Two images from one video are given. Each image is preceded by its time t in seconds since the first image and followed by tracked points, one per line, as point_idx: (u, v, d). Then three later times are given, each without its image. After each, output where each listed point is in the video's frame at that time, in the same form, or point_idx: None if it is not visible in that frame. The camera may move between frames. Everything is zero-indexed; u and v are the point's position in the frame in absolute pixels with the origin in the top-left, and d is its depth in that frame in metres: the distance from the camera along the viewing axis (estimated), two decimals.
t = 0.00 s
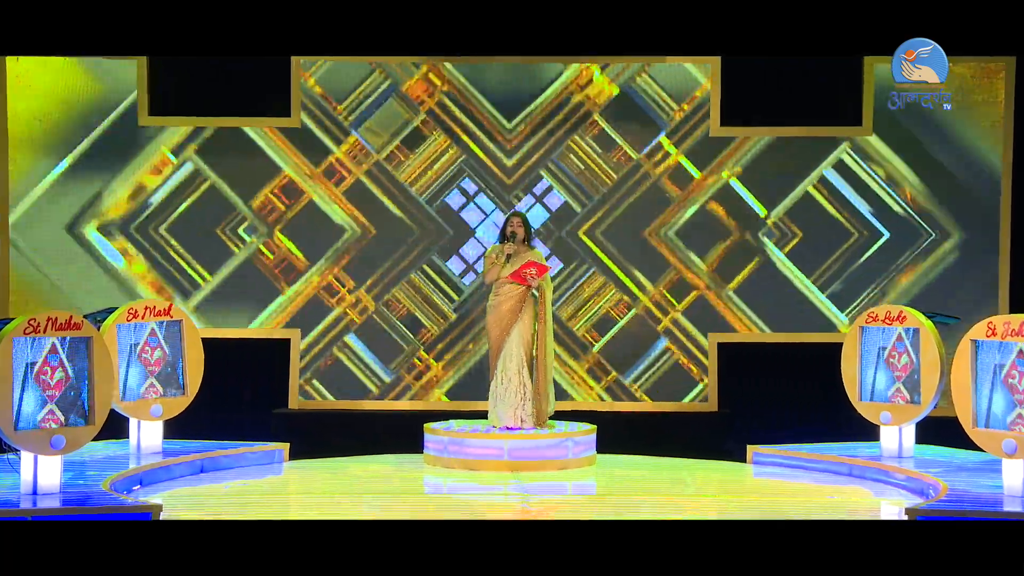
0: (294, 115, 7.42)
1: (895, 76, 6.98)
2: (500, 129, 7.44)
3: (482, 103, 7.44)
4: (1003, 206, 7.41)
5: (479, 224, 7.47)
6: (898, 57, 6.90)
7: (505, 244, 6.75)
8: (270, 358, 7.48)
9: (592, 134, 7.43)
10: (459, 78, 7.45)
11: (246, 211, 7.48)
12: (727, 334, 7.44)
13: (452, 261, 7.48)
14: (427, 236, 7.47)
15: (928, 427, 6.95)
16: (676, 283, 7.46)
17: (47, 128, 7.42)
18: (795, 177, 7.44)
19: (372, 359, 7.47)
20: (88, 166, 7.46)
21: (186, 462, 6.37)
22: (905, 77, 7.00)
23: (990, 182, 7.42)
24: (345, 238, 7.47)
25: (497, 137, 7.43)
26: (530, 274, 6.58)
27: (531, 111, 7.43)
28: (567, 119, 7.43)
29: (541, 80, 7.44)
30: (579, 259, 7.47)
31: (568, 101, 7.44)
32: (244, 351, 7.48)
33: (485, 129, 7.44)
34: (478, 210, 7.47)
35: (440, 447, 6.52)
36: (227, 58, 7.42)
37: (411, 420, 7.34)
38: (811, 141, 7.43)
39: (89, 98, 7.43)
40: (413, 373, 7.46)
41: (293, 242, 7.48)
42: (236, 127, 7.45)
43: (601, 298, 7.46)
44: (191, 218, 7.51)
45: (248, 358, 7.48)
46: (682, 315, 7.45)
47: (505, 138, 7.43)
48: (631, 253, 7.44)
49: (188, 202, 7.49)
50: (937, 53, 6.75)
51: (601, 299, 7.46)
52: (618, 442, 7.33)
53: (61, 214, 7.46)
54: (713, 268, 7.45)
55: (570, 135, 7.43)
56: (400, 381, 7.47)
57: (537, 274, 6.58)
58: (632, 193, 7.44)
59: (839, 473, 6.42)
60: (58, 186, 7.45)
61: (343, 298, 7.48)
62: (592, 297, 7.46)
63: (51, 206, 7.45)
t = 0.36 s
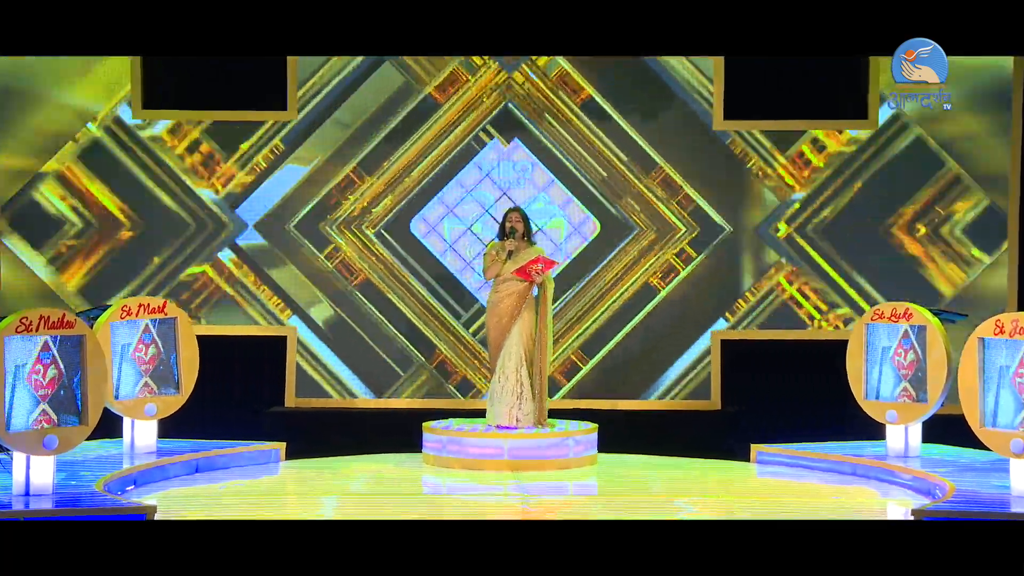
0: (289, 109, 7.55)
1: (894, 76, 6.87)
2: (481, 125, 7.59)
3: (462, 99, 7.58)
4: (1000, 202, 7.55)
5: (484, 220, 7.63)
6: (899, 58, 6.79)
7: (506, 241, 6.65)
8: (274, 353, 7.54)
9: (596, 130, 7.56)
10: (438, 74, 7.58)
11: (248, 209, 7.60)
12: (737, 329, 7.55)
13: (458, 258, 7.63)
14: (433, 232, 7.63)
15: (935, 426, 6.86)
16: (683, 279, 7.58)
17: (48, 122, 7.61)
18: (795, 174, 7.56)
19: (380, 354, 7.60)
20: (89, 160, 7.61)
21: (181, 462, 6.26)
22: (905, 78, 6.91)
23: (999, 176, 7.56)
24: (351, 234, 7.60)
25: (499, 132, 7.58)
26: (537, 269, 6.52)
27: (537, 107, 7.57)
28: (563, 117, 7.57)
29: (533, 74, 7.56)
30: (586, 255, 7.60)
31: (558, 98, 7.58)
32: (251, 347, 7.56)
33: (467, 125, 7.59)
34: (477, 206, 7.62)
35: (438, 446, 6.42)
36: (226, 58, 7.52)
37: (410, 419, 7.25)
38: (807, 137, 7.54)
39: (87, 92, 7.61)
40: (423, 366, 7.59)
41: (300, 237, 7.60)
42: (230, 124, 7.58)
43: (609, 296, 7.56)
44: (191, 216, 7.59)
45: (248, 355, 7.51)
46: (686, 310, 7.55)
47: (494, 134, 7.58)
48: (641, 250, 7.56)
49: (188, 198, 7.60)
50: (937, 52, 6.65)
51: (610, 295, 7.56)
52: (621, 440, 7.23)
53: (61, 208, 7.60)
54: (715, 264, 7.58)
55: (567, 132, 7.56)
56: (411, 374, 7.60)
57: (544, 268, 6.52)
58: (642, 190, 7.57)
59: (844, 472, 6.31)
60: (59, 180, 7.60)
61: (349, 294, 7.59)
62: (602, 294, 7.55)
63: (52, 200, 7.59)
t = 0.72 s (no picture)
0: (287, 103, 7.25)
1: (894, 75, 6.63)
2: (475, 119, 7.33)
3: (454, 92, 7.30)
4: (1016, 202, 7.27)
5: (484, 217, 7.35)
6: (897, 57, 6.36)
7: (505, 238, 6.56)
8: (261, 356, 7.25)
9: (606, 125, 7.29)
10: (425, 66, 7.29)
11: (237, 206, 7.32)
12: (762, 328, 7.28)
13: (457, 255, 7.35)
14: (431, 229, 7.36)
15: (941, 426, 6.74)
16: (699, 277, 7.30)
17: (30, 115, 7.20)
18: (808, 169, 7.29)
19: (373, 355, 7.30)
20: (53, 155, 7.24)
21: (177, 463, 6.17)
22: (904, 77, 6.65)
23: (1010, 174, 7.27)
24: (340, 231, 7.34)
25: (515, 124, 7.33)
26: (531, 268, 6.35)
27: (549, 103, 7.31)
28: (574, 109, 7.29)
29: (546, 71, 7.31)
30: (589, 253, 7.34)
31: (563, 89, 7.31)
32: (238, 347, 7.26)
33: (459, 118, 7.32)
34: (474, 202, 7.35)
35: (438, 447, 6.33)
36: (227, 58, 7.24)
37: (408, 419, 7.12)
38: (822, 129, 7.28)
39: (73, 84, 7.23)
40: (418, 368, 7.30)
41: (288, 236, 7.32)
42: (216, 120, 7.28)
43: (616, 295, 7.29)
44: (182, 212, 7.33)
45: (242, 354, 7.24)
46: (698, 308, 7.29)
47: (489, 129, 7.33)
48: (652, 246, 7.30)
49: (179, 196, 7.31)
50: (936, 51, 6.33)
51: (619, 294, 7.29)
52: (623, 441, 7.10)
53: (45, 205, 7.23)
54: (725, 263, 7.30)
55: (573, 126, 7.29)
56: (405, 376, 7.29)
57: (538, 268, 6.34)
58: (653, 184, 7.31)
59: (849, 474, 6.22)
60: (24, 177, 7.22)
61: (338, 294, 7.32)
62: (608, 293, 7.30)
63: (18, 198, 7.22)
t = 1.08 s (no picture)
0: (282, 99, 7.05)
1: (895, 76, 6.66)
2: (463, 119, 7.13)
3: (440, 91, 7.12)
4: None
5: (484, 215, 7.10)
6: (896, 57, 6.54)
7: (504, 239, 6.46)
8: (251, 360, 7.05)
9: (620, 121, 7.09)
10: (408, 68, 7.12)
11: (188, 204, 7.12)
12: (782, 328, 7.05)
13: (454, 255, 7.11)
14: (423, 228, 7.12)
15: (950, 429, 6.59)
16: (715, 277, 7.09)
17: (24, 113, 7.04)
18: (813, 166, 7.08)
19: (361, 357, 7.06)
20: None
21: (170, 466, 6.05)
22: (904, 76, 6.70)
23: None
24: (326, 229, 7.12)
25: (522, 120, 7.13)
26: (521, 276, 6.30)
27: (554, 98, 7.12)
28: (582, 104, 7.11)
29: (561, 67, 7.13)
30: (596, 252, 7.11)
31: (570, 82, 7.12)
32: (232, 347, 7.06)
33: (450, 117, 7.12)
34: (473, 198, 7.11)
35: (437, 449, 6.23)
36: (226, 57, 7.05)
37: (405, 422, 6.97)
38: (830, 127, 7.05)
39: (69, 81, 7.04)
40: (401, 367, 7.05)
41: (267, 232, 7.12)
42: (203, 117, 7.09)
43: (630, 296, 7.07)
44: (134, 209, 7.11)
45: (236, 355, 7.04)
46: (701, 308, 7.08)
47: (483, 125, 7.14)
48: (659, 246, 7.08)
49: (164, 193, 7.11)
50: (937, 52, 6.43)
51: (627, 297, 7.07)
52: (625, 444, 6.94)
53: (30, 203, 7.05)
54: (741, 262, 7.09)
55: (581, 121, 7.10)
56: (399, 380, 7.04)
57: (527, 278, 6.31)
58: (664, 180, 7.10)
59: (855, 477, 6.11)
60: None
61: (323, 294, 7.09)
62: (620, 294, 7.07)
63: None
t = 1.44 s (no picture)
0: (278, 97, 6.94)
1: (894, 77, 6.62)
2: (453, 118, 7.00)
3: (427, 91, 7.00)
4: None
5: (482, 215, 7.00)
6: (897, 58, 6.53)
7: (503, 240, 6.37)
8: (244, 363, 6.94)
9: (633, 120, 6.96)
10: (391, 67, 6.99)
11: (133, 203, 6.99)
12: (798, 329, 6.91)
13: (451, 255, 7.02)
14: (417, 227, 7.03)
15: (956, 431, 6.50)
16: (731, 278, 6.95)
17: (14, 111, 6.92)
18: (812, 165, 6.96)
19: (352, 361, 6.94)
20: None
21: (165, 470, 5.96)
22: (904, 76, 6.62)
23: None
24: (312, 229, 7.00)
25: (527, 117, 7.00)
26: (519, 277, 6.22)
27: (557, 90, 6.99)
28: (592, 102, 6.97)
29: (572, 63, 6.99)
30: (603, 252, 7.00)
31: (575, 73, 6.98)
32: (225, 348, 6.93)
33: (438, 116, 7.00)
34: (472, 197, 7.01)
35: (435, 453, 6.14)
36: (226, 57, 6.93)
37: (403, 425, 6.87)
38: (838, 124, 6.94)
39: (62, 78, 6.93)
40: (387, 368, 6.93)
41: (250, 233, 6.99)
42: (189, 117, 6.97)
43: (643, 297, 6.95)
44: (73, 209, 6.97)
45: (231, 357, 6.93)
46: (708, 312, 6.94)
47: (477, 123, 7.01)
48: (668, 247, 6.95)
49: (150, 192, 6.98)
50: (937, 51, 6.48)
51: (635, 301, 6.95)
52: (623, 447, 6.83)
53: (3, 202, 6.92)
54: (756, 262, 6.95)
55: (589, 118, 6.97)
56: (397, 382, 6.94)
57: (525, 277, 6.23)
58: (675, 179, 6.97)
59: (859, 480, 6.01)
60: None
61: (311, 297, 6.97)
62: (632, 296, 6.96)
63: None
